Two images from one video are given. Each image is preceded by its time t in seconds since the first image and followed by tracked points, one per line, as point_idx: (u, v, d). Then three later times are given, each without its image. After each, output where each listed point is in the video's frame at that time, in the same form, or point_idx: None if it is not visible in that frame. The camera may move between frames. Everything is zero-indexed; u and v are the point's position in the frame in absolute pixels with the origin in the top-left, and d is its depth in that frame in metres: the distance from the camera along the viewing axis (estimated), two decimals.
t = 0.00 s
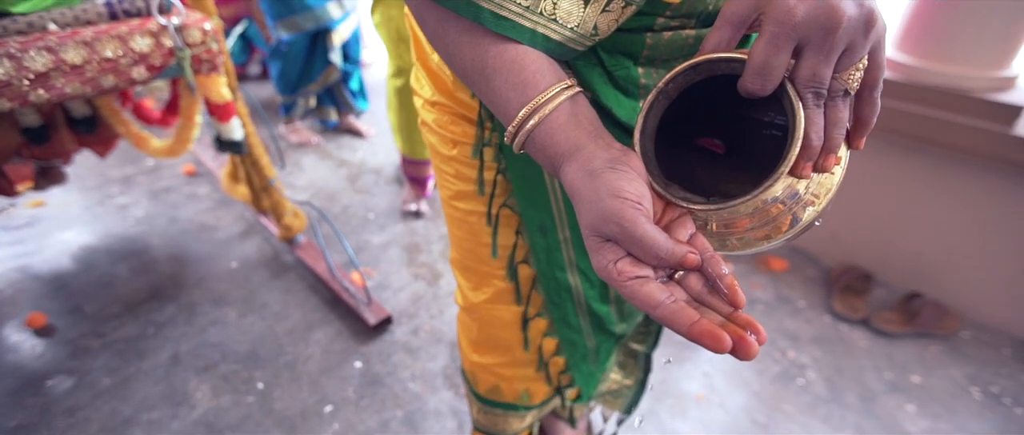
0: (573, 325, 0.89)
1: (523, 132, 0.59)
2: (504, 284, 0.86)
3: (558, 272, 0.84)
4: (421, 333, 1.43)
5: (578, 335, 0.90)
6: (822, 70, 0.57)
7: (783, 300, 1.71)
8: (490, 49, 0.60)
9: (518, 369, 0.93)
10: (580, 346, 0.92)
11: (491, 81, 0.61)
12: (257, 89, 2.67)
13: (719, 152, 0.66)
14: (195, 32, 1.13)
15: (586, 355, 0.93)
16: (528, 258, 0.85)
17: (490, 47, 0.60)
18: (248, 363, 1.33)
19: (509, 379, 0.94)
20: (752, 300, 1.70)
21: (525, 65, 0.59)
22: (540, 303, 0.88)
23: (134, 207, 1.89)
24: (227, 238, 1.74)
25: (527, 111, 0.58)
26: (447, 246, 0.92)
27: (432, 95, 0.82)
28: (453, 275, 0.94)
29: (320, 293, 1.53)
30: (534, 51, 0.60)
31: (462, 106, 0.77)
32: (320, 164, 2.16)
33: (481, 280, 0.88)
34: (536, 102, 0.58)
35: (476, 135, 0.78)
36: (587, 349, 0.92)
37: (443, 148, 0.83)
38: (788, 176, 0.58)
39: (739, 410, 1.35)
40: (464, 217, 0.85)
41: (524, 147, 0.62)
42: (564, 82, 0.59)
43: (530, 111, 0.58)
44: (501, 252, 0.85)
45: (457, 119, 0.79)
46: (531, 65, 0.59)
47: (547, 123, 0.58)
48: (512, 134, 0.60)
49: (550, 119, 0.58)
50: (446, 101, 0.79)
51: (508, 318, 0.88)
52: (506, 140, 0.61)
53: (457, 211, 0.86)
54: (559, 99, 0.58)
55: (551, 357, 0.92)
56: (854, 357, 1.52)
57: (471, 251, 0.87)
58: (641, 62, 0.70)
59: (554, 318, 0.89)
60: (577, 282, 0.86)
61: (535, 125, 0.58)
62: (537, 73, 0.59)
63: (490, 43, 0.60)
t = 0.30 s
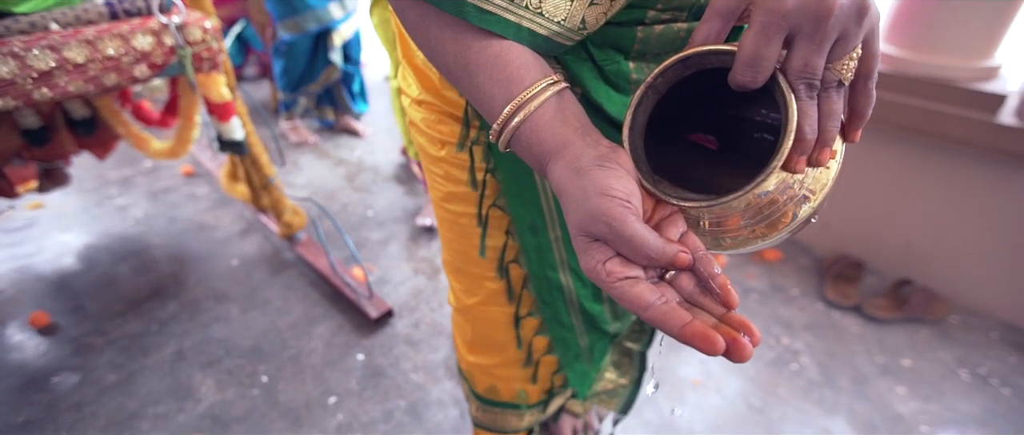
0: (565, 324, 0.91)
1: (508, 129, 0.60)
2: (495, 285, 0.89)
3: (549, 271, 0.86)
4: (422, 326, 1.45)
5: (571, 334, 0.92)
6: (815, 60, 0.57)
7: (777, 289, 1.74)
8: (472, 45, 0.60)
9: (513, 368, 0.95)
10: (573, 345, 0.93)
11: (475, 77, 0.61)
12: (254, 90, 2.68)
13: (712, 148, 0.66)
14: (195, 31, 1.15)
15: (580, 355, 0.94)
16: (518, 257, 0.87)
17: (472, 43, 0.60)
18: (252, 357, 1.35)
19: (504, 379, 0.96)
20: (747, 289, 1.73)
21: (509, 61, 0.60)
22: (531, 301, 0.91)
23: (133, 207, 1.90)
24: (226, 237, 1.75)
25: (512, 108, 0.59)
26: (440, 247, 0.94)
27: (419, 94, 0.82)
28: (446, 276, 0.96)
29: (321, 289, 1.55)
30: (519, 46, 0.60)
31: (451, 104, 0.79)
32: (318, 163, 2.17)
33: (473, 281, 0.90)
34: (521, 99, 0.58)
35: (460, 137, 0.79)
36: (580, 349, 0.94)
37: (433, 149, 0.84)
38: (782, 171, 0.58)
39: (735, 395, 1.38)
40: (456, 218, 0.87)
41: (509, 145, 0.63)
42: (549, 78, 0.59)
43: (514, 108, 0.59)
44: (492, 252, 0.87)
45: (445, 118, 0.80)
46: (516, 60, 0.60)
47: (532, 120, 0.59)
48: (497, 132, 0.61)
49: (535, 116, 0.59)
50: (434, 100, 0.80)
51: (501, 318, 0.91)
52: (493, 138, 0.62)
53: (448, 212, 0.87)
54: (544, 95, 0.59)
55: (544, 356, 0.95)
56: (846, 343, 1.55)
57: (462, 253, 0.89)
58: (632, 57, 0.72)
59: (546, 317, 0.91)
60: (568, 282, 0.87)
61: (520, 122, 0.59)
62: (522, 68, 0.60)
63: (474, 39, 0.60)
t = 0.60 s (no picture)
0: (562, 319, 0.92)
1: (495, 122, 0.61)
2: (490, 282, 0.91)
3: (544, 266, 0.87)
4: (427, 316, 1.48)
5: (568, 330, 0.93)
6: (804, 47, 0.56)
7: (773, 276, 1.77)
8: (456, 37, 0.62)
9: (512, 364, 0.98)
10: (571, 341, 0.94)
11: (458, 68, 0.63)
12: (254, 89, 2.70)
13: (701, 140, 0.67)
14: (202, 29, 1.16)
15: (578, 351, 0.95)
16: (511, 252, 0.89)
17: (456, 36, 0.62)
18: (260, 348, 1.37)
19: (506, 374, 0.99)
20: (744, 276, 1.76)
21: (494, 53, 0.61)
22: (527, 296, 0.92)
23: (138, 206, 1.92)
24: (230, 233, 1.78)
25: (497, 100, 0.60)
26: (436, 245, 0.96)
27: (408, 92, 0.83)
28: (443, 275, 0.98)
29: (325, 282, 1.58)
30: (504, 37, 0.62)
31: (439, 101, 0.80)
32: (319, 160, 2.19)
33: (469, 279, 0.92)
34: (506, 91, 0.60)
35: (449, 132, 0.81)
36: (579, 345, 0.95)
37: (425, 147, 0.85)
38: (772, 160, 0.58)
39: (734, 378, 1.41)
40: (450, 217, 0.89)
41: (497, 138, 0.64)
42: (535, 70, 0.61)
43: (500, 100, 0.60)
44: (486, 249, 0.89)
45: (436, 116, 0.82)
46: (500, 52, 0.61)
47: (517, 112, 0.60)
48: (483, 125, 0.62)
49: (521, 107, 0.60)
50: (423, 96, 0.81)
51: (497, 314, 0.93)
52: (479, 131, 0.63)
53: (442, 211, 0.89)
54: (529, 87, 0.60)
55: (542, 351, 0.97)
56: (841, 327, 1.58)
57: (458, 250, 0.91)
58: (621, 48, 0.72)
59: (542, 312, 0.92)
60: (564, 276, 0.88)
61: (506, 114, 0.60)
62: (506, 60, 0.61)
63: (457, 31, 0.62)
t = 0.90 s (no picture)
0: (557, 312, 0.91)
1: (480, 112, 0.62)
2: (484, 274, 0.89)
3: (538, 258, 0.86)
4: (427, 307, 1.50)
5: (564, 322, 0.92)
6: (786, 33, 0.57)
7: (767, 266, 1.80)
8: (443, 29, 0.62)
9: (509, 358, 0.95)
10: (566, 333, 0.93)
11: (445, 61, 0.63)
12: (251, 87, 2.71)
13: (687, 129, 0.68)
14: (205, 24, 1.19)
15: (574, 344, 0.94)
16: (505, 245, 0.86)
17: (442, 27, 0.62)
18: (264, 340, 1.39)
19: (503, 368, 0.97)
20: (738, 266, 1.79)
21: (480, 45, 0.61)
22: (521, 289, 0.90)
23: (137, 203, 1.92)
24: (229, 229, 1.79)
25: (483, 90, 0.61)
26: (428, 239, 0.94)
27: (399, 87, 0.83)
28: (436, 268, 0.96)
29: (326, 276, 1.60)
30: (490, 29, 0.62)
31: (429, 95, 0.79)
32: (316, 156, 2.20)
33: (463, 273, 0.91)
34: (491, 81, 0.60)
35: (440, 127, 0.80)
36: (574, 338, 0.94)
37: (416, 141, 0.84)
38: (755, 148, 0.59)
39: (729, 363, 1.45)
40: (442, 210, 0.87)
41: (483, 128, 0.64)
42: (520, 61, 0.61)
43: (486, 90, 0.60)
44: (479, 242, 0.87)
45: (426, 110, 0.80)
46: (486, 43, 0.62)
47: (503, 102, 0.60)
48: (470, 115, 0.63)
49: (506, 98, 0.60)
50: (413, 92, 0.80)
51: (491, 307, 0.91)
52: (467, 123, 0.64)
53: (435, 204, 0.88)
54: (515, 77, 0.60)
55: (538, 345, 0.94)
56: (833, 313, 1.61)
57: (451, 246, 0.89)
58: (609, 40, 0.71)
59: (536, 305, 0.90)
60: (557, 268, 0.87)
61: (492, 105, 0.61)
62: (492, 50, 0.61)
63: (442, 22, 0.62)
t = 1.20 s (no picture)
0: (554, 303, 0.92)
1: (468, 104, 0.62)
2: (480, 267, 0.90)
3: (534, 249, 0.87)
4: (425, 297, 1.52)
5: (561, 314, 0.93)
6: (765, 23, 0.58)
7: (758, 255, 1.84)
8: (431, 21, 0.63)
9: (506, 350, 0.97)
10: (565, 325, 0.94)
11: (434, 54, 0.64)
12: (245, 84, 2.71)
13: (672, 120, 0.67)
14: (205, 18, 1.21)
15: (573, 336, 0.95)
16: (500, 237, 0.87)
17: (431, 20, 0.63)
18: (265, 332, 1.41)
19: (503, 360, 0.98)
20: (730, 256, 1.83)
21: (468, 37, 0.62)
22: (518, 281, 0.91)
23: (134, 199, 1.93)
24: (227, 224, 1.80)
25: (471, 82, 0.61)
26: (425, 233, 0.95)
27: (391, 81, 0.84)
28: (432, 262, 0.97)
29: (324, 268, 1.61)
30: (478, 21, 0.63)
31: (420, 89, 0.80)
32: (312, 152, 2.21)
33: (461, 265, 0.92)
34: (479, 73, 0.61)
35: (431, 121, 0.81)
36: (573, 330, 0.95)
37: (409, 136, 0.85)
38: (738, 136, 0.58)
39: (722, 350, 1.48)
40: (438, 204, 0.88)
41: (472, 121, 0.65)
42: (508, 53, 0.61)
43: (473, 82, 0.61)
44: (474, 235, 0.88)
45: (419, 104, 0.81)
46: (473, 36, 0.62)
47: (490, 94, 0.61)
48: (458, 108, 0.63)
49: (494, 89, 0.61)
50: (405, 86, 0.81)
51: (488, 299, 0.92)
52: (455, 115, 0.65)
53: (430, 198, 0.89)
54: (503, 69, 0.60)
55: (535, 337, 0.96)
56: (822, 300, 1.65)
57: (449, 238, 0.90)
58: (597, 31, 0.73)
59: (534, 296, 0.91)
60: (553, 259, 0.88)
61: (479, 97, 0.61)
62: (479, 42, 0.62)
63: (431, 15, 0.63)
